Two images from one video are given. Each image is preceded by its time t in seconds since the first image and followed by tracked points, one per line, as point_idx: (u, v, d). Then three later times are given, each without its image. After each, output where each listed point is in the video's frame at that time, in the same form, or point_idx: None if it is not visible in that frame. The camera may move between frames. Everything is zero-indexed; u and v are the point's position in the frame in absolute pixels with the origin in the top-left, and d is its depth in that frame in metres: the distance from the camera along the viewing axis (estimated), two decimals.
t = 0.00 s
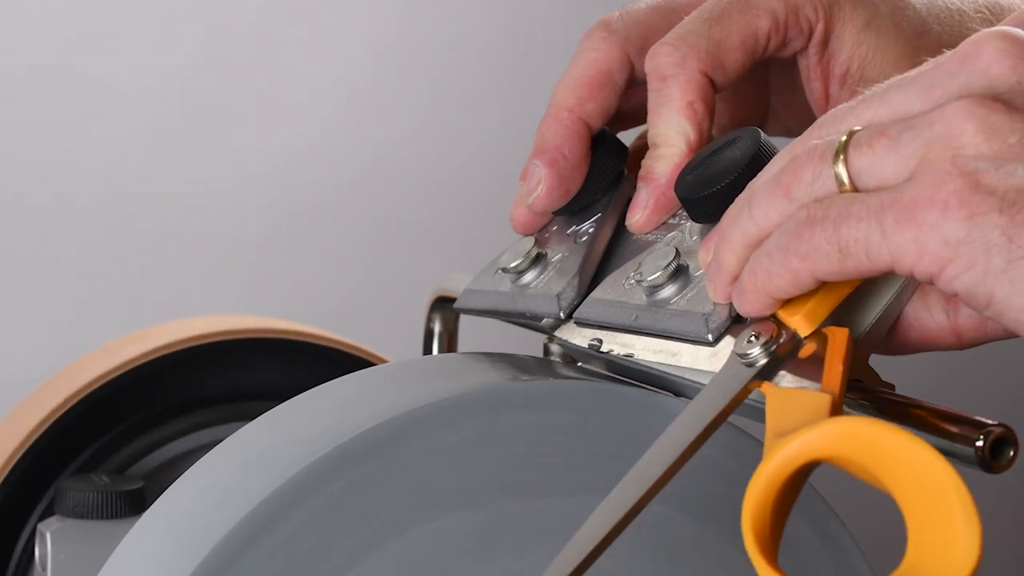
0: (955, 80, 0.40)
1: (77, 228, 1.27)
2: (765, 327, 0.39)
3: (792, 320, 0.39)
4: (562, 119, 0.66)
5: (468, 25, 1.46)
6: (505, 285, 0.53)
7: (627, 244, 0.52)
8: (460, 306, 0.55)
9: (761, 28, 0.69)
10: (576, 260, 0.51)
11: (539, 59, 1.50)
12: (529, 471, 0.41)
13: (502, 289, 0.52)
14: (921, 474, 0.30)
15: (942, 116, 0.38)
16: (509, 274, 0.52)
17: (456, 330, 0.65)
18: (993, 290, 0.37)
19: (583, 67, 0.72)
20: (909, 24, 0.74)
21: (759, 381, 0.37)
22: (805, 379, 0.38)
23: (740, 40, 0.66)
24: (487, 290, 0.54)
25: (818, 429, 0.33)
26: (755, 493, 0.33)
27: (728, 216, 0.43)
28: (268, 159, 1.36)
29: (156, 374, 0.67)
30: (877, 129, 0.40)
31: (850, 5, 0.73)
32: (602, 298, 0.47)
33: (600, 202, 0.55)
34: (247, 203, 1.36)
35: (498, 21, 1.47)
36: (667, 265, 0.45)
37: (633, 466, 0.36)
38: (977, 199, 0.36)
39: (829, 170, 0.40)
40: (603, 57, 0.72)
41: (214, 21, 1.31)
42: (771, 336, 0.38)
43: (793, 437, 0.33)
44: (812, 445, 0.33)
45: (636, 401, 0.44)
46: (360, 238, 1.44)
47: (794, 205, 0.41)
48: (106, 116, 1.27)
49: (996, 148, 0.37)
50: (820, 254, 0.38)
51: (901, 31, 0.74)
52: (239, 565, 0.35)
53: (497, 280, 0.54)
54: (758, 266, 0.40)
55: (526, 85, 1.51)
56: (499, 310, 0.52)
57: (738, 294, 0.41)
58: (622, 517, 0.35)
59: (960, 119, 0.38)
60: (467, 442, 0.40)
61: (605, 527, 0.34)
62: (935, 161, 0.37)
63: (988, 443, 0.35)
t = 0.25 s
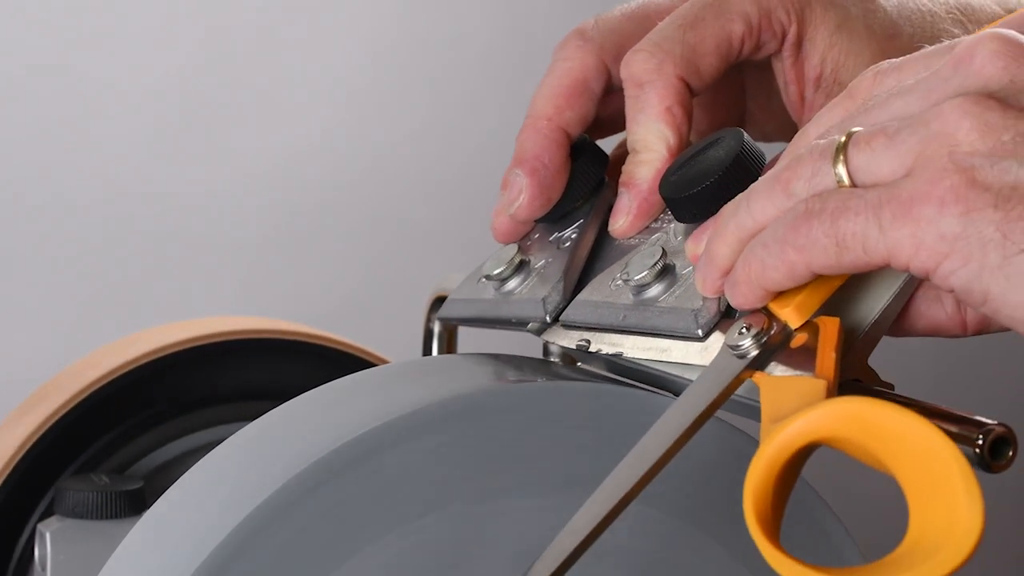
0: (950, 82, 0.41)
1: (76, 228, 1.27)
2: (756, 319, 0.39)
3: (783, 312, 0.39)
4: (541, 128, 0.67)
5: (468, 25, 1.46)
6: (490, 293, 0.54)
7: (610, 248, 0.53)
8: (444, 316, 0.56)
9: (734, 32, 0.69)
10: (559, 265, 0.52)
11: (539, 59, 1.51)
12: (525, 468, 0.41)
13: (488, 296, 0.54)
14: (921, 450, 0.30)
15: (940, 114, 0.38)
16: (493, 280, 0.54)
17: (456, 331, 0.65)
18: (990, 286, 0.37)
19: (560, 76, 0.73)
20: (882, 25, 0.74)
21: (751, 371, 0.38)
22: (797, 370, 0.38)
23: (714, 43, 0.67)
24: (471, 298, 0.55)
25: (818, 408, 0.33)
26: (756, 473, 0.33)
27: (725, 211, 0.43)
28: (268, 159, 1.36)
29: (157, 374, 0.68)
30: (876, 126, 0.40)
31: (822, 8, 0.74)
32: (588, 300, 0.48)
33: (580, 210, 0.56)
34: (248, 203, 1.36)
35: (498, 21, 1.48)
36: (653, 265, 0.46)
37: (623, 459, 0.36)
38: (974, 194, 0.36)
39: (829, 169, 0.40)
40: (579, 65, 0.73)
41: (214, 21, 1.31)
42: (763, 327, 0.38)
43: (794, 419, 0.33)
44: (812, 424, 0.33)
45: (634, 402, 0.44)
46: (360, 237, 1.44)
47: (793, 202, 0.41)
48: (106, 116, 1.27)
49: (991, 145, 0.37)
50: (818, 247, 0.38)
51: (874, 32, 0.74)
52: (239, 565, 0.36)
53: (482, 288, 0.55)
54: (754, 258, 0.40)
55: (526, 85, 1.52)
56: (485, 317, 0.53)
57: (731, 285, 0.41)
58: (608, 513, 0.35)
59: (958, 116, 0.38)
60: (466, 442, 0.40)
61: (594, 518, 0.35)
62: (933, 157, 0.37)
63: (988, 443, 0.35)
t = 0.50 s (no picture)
0: (947, 81, 0.40)
1: (76, 228, 1.27)
2: (754, 314, 0.39)
3: (781, 307, 0.39)
4: (528, 136, 0.67)
5: (468, 25, 1.46)
6: (480, 301, 0.54)
7: (600, 254, 0.53)
8: (434, 326, 0.56)
9: (714, 35, 0.69)
10: (549, 272, 0.52)
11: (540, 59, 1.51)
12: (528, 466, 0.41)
13: (477, 305, 0.54)
14: (932, 434, 0.28)
15: (936, 113, 0.38)
16: (483, 289, 0.54)
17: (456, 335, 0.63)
18: (987, 283, 0.37)
19: (543, 85, 0.72)
20: (859, 26, 0.74)
21: (751, 366, 0.37)
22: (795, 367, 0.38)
23: (696, 47, 0.67)
24: (461, 307, 0.55)
25: (829, 397, 0.31)
26: (760, 459, 0.30)
27: (720, 209, 0.43)
28: (268, 159, 1.36)
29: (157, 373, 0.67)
30: (872, 123, 0.40)
31: (801, 11, 0.73)
32: (582, 304, 0.48)
33: (569, 217, 0.56)
34: (247, 203, 1.36)
35: (498, 20, 1.48)
36: (647, 266, 0.46)
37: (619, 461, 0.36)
38: (973, 192, 0.36)
39: (825, 165, 0.40)
40: (562, 73, 0.73)
41: (214, 21, 1.31)
42: (761, 323, 0.38)
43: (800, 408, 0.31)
44: (821, 413, 0.31)
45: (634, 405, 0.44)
46: (360, 237, 1.44)
47: (788, 197, 0.41)
48: (106, 115, 1.27)
49: (988, 143, 0.36)
50: (816, 242, 0.38)
51: (853, 35, 0.74)
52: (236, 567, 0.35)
53: (472, 297, 0.55)
54: (750, 252, 0.40)
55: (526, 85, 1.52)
56: (476, 325, 0.53)
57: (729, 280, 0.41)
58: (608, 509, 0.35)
59: (955, 115, 0.37)
60: (464, 443, 0.40)
61: (595, 514, 0.35)
62: (929, 156, 0.37)
63: (988, 443, 0.34)
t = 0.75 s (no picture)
0: (949, 76, 0.40)
1: (77, 228, 1.27)
2: (760, 313, 0.39)
3: (787, 305, 0.39)
4: (525, 141, 0.68)
5: (468, 25, 1.46)
6: (479, 306, 0.54)
7: (599, 257, 0.53)
8: (430, 333, 0.56)
9: (711, 37, 0.69)
10: (548, 277, 0.52)
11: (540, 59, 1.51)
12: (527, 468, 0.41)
13: (476, 310, 0.54)
14: (942, 423, 0.28)
15: (939, 108, 0.38)
16: (482, 294, 0.54)
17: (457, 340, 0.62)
18: (995, 276, 0.37)
19: (540, 90, 0.73)
20: (854, 26, 0.74)
21: (758, 363, 0.37)
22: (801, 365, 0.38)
23: (692, 49, 0.68)
24: (459, 313, 0.55)
25: (840, 391, 0.31)
26: (772, 453, 0.31)
27: (726, 212, 0.43)
28: (268, 159, 1.36)
29: (157, 373, 0.68)
30: (875, 121, 0.40)
31: (795, 11, 0.73)
32: (584, 307, 0.48)
33: (567, 222, 0.56)
34: (248, 203, 1.36)
35: (499, 20, 1.48)
36: (649, 267, 0.46)
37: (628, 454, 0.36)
38: (978, 186, 0.36)
39: (830, 164, 0.40)
40: (559, 78, 0.73)
41: (214, 21, 1.31)
42: (767, 321, 0.38)
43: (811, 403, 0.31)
44: (833, 407, 0.31)
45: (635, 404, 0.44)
46: (360, 237, 1.45)
47: (793, 196, 0.41)
48: (106, 115, 1.27)
49: (993, 137, 0.37)
50: (821, 240, 0.38)
51: (847, 34, 0.74)
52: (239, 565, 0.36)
53: (470, 303, 0.55)
54: (756, 251, 0.40)
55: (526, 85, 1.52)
56: (476, 330, 0.53)
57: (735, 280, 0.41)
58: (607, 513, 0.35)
59: (958, 110, 0.37)
60: (466, 441, 0.40)
61: (598, 516, 0.35)
62: (935, 152, 0.37)
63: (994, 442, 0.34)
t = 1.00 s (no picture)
0: (955, 69, 0.41)
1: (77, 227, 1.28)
2: (767, 311, 0.39)
3: (794, 303, 0.39)
4: (522, 147, 0.68)
5: (468, 25, 1.46)
6: (477, 313, 0.54)
7: (599, 261, 0.53)
8: (427, 341, 0.56)
9: (704, 39, 0.70)
10: (548, 282, 0.52)
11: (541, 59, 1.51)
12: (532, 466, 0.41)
13: (475, 316, 0.54)
14: (956, 416, 0.28)
15: (945, 103, 0.39)
16: (481, 300, 0.54)
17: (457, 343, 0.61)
18: (1003, 271, 0.37)
19: (536, 95, 0.73)
20: (847, 26, 0.74)
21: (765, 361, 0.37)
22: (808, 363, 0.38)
23: (687, 51, 0.68)
24: (458, 319, 0.55)
25: (856, 383, 0.30)
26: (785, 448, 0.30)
27: (729, 213, 0.44)
28: (267, 160, 1.36)
29: (158, 374, 0.68)
30: (881, 117, 0.40)
31: (788, 12, 0.74)
32: (587, 310, 0.48)
33: (565, 228, 0.56)
34: (247, 203, 1.36)
35: (500, 20, 1.48)
36: (652, 269, 0.46)
37: (635, 453, 0.36)
38: (984, 181, 0.36)
39: (837, 160, 0.41)
40: (553, 84, 0.73)
41: (214, 21, 1.31)
42: (774, 319, 0.38)
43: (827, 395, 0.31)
44: (848, 399, 0.31)
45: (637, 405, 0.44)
46: (359, 238, 1.45)
47: (798, 192, 0.42)
48: (105, 116, 1.27)
49: (1000, 131, 0.37)
50: (827, 236, 0.38)
51: (839, 35, 0.73)
52: (243, 564, 0.36)
53: (469, 309, 0.55)
54: (761, 248, 0.40)
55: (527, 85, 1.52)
56: (476, 336, 0.53)
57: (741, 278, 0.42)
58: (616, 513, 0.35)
59: (965, 103, 0.38)
60: (471, 440, 0.40)
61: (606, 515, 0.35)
62: (942, 146, 0.38)
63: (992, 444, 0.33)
